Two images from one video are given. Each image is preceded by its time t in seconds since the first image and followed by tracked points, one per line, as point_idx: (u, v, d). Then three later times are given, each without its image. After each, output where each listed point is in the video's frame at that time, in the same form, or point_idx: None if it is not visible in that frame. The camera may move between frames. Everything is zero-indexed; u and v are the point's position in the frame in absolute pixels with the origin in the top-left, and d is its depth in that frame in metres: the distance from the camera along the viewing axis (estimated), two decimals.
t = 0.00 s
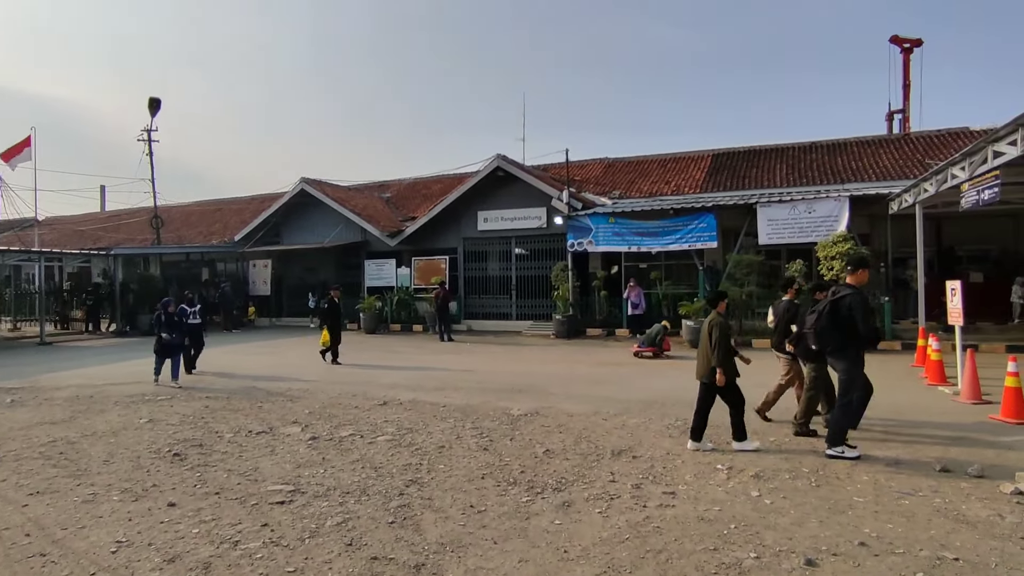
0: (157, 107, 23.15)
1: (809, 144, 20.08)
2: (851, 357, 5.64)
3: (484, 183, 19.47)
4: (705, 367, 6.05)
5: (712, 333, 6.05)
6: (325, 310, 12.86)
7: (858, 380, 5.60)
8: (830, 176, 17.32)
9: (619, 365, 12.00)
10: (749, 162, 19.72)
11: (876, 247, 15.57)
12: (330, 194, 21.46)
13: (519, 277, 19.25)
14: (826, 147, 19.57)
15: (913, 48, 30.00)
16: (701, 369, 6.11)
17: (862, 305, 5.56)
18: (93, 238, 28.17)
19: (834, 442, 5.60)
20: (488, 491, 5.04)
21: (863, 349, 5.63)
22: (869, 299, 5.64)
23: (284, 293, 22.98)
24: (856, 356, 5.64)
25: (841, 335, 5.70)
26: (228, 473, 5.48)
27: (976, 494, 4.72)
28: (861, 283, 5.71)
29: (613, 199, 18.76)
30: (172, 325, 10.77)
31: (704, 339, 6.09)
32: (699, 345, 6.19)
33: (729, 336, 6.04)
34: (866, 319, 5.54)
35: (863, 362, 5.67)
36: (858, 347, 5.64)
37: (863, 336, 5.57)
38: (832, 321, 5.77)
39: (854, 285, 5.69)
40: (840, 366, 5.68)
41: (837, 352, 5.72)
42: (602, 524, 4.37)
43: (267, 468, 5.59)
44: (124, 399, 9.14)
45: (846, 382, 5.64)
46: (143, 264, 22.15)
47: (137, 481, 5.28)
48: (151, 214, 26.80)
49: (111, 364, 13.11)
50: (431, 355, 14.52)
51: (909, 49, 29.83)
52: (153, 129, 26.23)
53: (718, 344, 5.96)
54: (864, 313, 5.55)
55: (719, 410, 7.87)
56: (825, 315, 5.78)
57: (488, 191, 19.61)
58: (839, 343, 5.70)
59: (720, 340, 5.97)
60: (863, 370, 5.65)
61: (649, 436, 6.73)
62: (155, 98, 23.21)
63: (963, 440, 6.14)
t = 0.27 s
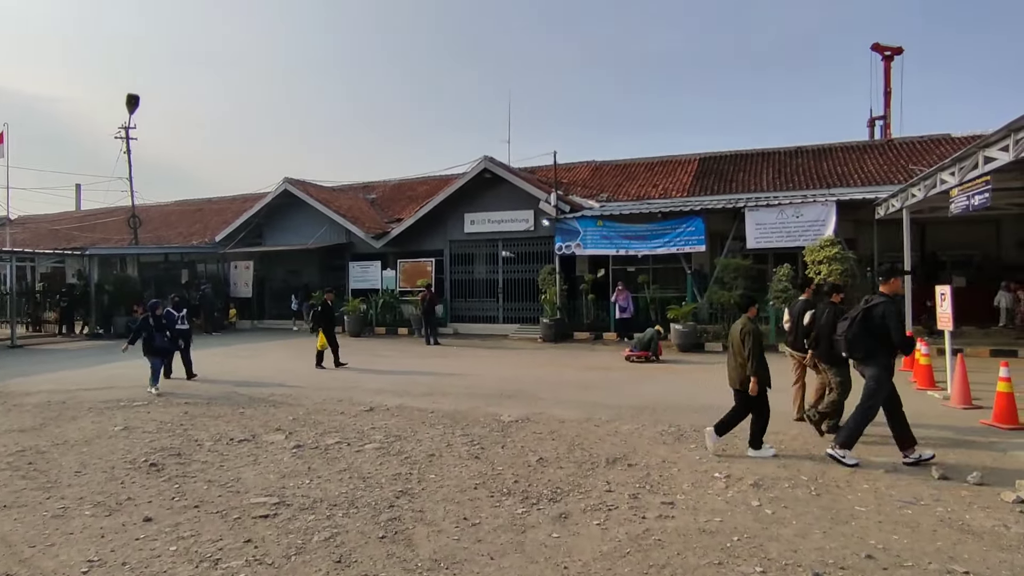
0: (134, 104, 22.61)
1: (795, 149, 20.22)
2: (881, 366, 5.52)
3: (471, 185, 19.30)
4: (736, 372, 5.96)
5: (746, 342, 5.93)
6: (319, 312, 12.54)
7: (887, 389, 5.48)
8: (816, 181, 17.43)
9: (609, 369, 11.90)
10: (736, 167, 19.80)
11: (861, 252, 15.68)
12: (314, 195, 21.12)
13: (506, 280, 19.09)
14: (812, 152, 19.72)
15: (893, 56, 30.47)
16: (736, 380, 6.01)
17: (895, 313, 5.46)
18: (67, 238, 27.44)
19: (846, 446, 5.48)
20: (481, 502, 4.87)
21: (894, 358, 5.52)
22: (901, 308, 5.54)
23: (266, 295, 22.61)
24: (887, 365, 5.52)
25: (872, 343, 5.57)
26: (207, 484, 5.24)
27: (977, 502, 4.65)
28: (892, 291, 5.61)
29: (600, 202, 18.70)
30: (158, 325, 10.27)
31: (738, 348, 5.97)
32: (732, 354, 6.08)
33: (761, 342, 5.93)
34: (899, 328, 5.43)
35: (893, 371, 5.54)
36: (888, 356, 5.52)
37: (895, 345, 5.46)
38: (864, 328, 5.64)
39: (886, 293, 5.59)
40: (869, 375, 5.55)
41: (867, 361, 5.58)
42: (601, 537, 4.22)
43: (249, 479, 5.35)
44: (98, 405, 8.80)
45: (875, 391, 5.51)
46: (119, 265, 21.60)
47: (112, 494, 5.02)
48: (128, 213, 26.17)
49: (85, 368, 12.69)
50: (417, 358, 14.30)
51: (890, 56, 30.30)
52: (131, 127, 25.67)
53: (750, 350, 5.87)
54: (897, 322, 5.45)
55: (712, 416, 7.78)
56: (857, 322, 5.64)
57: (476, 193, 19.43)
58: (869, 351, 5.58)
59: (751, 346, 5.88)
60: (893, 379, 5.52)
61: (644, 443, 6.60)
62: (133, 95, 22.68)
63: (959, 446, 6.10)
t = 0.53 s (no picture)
0: (123, 110, 22.33)
1: (788, 157, 20.24)
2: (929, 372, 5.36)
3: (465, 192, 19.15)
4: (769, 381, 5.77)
5: (780, 347, 5.81)
6: (322, 321, 12.26)
7: (938, 395, 5.32)
8: (811, 189, 17.42)
9: (605, 378, 11.74)
10: (730, 174, 19.78)
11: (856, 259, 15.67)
12: (305, 202, 20.88)
13: (499, 289, 18.91)
14: (806, 160, 19.75)
15: (884, 66, 30.72)
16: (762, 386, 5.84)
17: (934, 317, 5.29)
18: (52, 245, 26.98)
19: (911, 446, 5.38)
20: (478, 520, 4.66)
21: (939, 362, 5.36)
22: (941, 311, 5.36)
23: (255, 304, 22.33)
24: (934, 370, 5.36)
25: (915, 350, 5.41)
26: (191, 502, 5.00)
27: (991, 517, 4.51)
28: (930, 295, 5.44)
29: (595, 210, 18.60)
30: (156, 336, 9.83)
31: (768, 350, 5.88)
32: (760, 358, 5.97)
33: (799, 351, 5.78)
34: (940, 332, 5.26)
35: (941, 375, 5.38)
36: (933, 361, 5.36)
37: (938, 349, 5.30)
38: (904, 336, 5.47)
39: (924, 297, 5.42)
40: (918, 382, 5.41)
41: (912, 368, 5.44)
42: (604, 557, 4.03)
43: (235, 496, 5.12)
44: (78, 418, 8.51)
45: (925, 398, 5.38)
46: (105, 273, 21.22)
47: (89, 513, 4.77)
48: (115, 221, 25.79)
49: (67, 379, 12.37)
50: (409, 368, 14.07)
51: (881, 66, 30.54)
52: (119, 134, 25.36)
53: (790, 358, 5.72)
54: (938, 325, 5.26)
55: (713, 426, 7.62)
56: (895, 330, 5.48)
57: (469, 200, 19.27)
58: (914, 358, 5.42)
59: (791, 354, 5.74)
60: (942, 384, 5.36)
61: (645, 456, 6.42)
62: (121, 101, 22.40)
63: (967, 457, 5.97)
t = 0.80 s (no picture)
0: (122, 114, 22.25)
1: (791, 161, 20.12)
2: (978, 380, 5.09)
3: (465, 196, 19.02)
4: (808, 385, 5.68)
5: (822, 353, 5.67)
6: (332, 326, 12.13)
7: (990, 405, 5.04)
8: (814, 193, 17.28)
9: (608, 384, 11.56)
10: (733, 179, 19.65)
11: (861, 263, 15.53)
12: (305, 206, 20.75)
13: (500, 293, 18.75)
14: (809, 164, 19.62)
15: (884, 71, 30.63)
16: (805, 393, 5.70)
17: (987, 324, 5.06)
18: (50, 250, 26.85)
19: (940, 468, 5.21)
20: (479, 531, 4.49)
21: (992, 371, 5.07)
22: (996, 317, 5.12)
23: (254, 308, 22.18)
24: (986, 379, 5.08)
25: (964, 357, 5.15)
26: (182, 512, 4.83)
27: (1013, 528, 4.34)
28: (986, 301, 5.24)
29: (596, 214, 18.45)
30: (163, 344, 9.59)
31: (809, 356, 5.73)
32: (801, 364, 5.83)
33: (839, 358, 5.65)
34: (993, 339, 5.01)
35: (994, 385, 5.08)
36: (985, 369, 5.07)
37: (990, 357, 5.04)
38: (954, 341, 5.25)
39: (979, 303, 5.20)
40: (966, 390, 5.14)
41: (961, 375, 5.17)
42: (610, 571, 3.85)
43: (229, 506, 4.95)
44: (71, 424, 8.34)
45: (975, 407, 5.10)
46: (103, 277, 21.24)
47: (76, 524, 4.59)
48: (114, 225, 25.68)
49: (62, 384, 12.18)
50: (409, 373, 13.88)
51: (882, 71, 30.46)
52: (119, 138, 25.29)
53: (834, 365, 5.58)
54: (990, 330, 5.02)
55: (720, 434, 7.45)
56: (946, 333, 5.25)
57: (470, 204, 19.13)
58: (963, 365, 5.16)
59: (834, 361, 5.60)
60: (994, 394, 5.07)
61: (650, 464, 6.26)
62: (121, 105, 22.32)
63: (983, 466, 5.80)
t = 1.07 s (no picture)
0: (128, 116, 22.29)
1: (798, 163, 19.93)
2: None
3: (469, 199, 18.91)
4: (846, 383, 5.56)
5: (859, 353, 5.48)
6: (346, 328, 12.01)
7: None
8: (822, 195, 17.09)
9: (614, 387, 11.39)
10: (739, 180, 19.47)
11: (868, 266, 15.32)
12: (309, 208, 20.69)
13: (504, 296, 18.63)
14: (816, 166, 19.42)
15: (890, 73, 30.44)
16: (843, 392, 5.58)
17: None
18: (57, 251, 26.92)
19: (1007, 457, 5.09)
20: (481, 540, 4.34)
21: None
22: None
23: (258, 310, 22.16)
24: None
25: None
26: (177, 518, 4.71)
27: None
28: None
29: (601, 216, 18.31)
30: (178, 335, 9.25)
31: (847, 357, 5.55)
32: (840, 363, 5.66)
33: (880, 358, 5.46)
34: None
35: None
36: None
37: None
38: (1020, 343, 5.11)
39: None
40: None
41: None
42: None
43: (225, 512, 4.82)
44: (71, 426, 8.25)
45: None
46: (111, 278, 20.87)
47: (68, 531, 4.47)
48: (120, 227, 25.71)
49: (65, 386, 12.11)
50: (413, 375, 13.76)
51: (887, 73, 30.25)
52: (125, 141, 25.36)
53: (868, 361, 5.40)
54: None
55: (729, 439, 7.28)
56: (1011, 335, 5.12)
57: (474, 206, 19.02)
58: None
59: (869, 358, 5.42)
60: None
61: (658, 469, 6.10)
62: (127, 108, 22.37)
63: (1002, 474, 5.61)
